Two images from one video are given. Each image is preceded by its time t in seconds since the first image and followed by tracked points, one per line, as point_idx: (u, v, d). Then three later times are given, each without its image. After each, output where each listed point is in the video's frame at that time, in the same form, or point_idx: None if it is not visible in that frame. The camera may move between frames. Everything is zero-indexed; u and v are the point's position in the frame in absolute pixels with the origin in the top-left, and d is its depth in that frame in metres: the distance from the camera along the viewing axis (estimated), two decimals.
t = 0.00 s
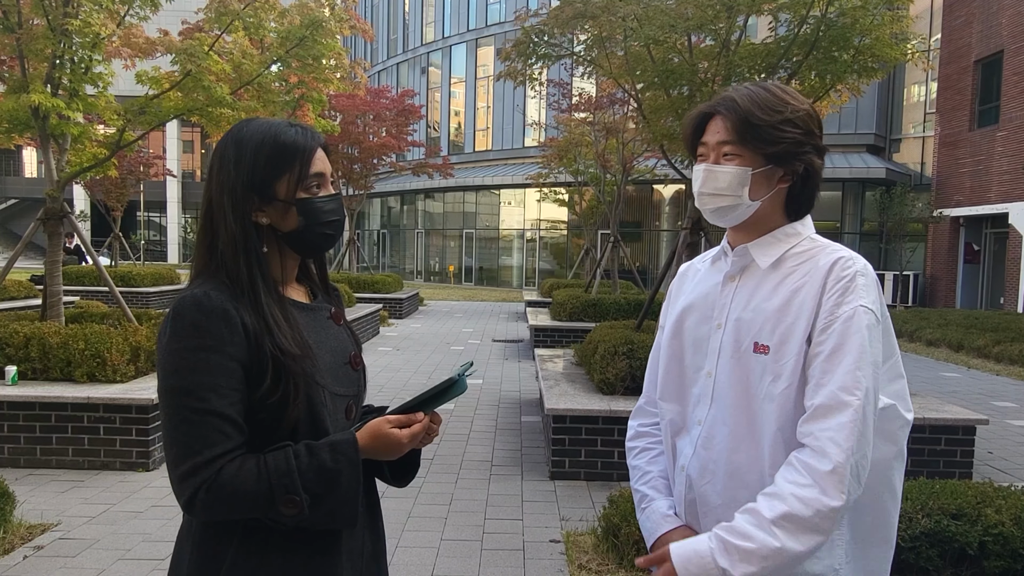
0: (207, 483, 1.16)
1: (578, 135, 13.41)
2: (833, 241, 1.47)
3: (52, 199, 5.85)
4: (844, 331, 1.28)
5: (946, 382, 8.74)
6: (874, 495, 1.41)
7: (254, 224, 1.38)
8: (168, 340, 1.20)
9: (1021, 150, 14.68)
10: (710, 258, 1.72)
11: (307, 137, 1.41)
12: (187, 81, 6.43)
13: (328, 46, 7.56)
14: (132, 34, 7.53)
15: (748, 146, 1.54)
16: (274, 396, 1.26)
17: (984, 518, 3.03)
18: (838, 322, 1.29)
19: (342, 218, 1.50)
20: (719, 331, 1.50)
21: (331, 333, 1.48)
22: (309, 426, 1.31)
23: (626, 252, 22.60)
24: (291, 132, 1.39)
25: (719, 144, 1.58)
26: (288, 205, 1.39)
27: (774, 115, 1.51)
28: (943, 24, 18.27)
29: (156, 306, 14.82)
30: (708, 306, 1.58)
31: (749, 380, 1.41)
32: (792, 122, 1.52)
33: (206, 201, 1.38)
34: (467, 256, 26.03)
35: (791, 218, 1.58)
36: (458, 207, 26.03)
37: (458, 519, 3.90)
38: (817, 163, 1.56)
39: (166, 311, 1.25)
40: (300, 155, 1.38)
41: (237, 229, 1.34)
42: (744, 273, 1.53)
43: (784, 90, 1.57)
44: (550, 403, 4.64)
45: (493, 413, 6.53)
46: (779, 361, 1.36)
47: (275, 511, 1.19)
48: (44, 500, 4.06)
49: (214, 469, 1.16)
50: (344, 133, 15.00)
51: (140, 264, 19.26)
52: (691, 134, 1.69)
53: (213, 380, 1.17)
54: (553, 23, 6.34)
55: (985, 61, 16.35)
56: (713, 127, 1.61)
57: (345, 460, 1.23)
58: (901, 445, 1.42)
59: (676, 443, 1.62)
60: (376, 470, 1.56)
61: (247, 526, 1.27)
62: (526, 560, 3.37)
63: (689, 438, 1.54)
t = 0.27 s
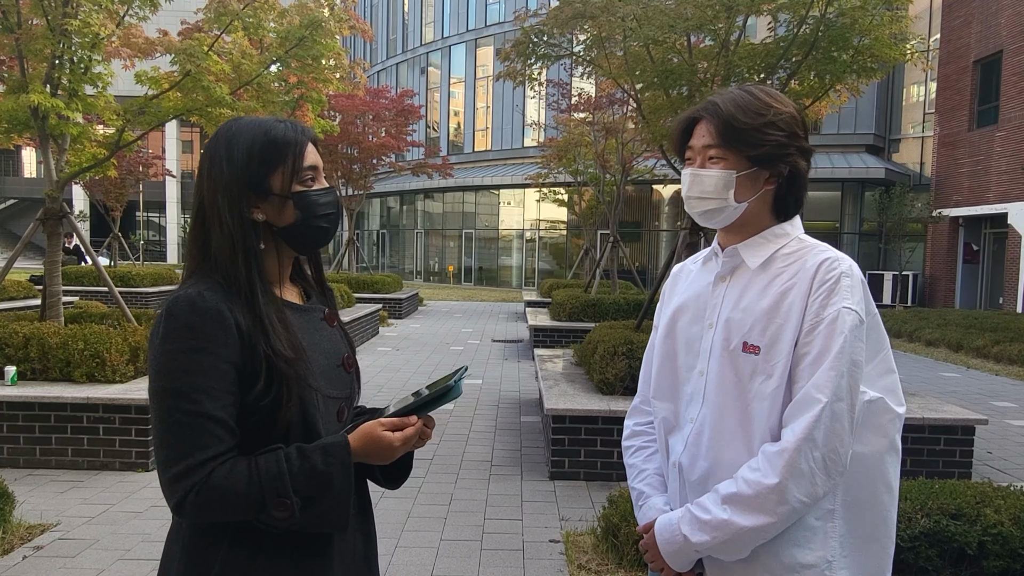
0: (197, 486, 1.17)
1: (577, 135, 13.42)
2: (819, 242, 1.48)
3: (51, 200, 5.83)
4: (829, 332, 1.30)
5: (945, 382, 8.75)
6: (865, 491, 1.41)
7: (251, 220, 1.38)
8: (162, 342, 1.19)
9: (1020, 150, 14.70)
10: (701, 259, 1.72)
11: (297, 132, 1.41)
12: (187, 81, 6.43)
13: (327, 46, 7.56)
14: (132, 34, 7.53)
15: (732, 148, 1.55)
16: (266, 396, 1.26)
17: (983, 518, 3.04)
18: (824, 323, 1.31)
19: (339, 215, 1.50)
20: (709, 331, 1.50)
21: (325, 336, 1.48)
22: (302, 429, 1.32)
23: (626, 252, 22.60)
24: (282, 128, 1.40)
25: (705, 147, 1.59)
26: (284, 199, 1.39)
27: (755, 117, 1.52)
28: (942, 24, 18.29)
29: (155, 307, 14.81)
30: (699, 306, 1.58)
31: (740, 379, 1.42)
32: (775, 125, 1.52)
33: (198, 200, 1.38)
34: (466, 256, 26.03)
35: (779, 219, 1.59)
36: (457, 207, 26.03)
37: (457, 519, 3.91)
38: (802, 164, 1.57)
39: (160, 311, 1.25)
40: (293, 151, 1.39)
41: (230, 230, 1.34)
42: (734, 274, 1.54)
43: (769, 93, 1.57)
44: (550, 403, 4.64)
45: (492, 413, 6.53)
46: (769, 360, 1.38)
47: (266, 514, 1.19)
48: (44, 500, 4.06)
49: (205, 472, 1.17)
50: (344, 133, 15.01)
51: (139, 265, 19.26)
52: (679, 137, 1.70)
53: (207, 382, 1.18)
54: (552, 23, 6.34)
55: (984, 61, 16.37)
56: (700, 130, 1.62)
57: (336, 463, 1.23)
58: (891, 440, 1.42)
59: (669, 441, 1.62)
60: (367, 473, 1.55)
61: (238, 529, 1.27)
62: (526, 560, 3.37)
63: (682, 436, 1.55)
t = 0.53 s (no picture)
0: (179, 493, 1.17)
1: (576, 135, 13.43)
2: (812, 243, 1.49)
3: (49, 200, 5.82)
4: (820, 331, 1.32)
5: (944, 383, 8.75)
6: (853, 489, 1.41)
7: (239, 227, 1.38)
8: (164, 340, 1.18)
9: (1019, 150, 14.72)
10: (696, 260, 1.72)
11: (271, 131, 1.41)
12: (186, 81, 6.42)
13: (326, 46, 7.56)
14: (131, 34, 7.53)
15: (734, 150, 1.55)
16: (264, 411, 1.27)
17: (982, 518, 3.04)
18: (816, 323, 1.33)
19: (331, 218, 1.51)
20: (703, 330, 1.51)
21: (315, 341, 1.49)
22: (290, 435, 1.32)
23: (625, 253, 22.61)
24: (265, 132, 1.40)
25: (706, 148, 1.59)
26: (272, 199, 1.39)
27: (757, 122, 1.53)
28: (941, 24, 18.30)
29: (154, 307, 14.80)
30: (692, 306, 1.58)
31: (733, 378, 1.43)
32: (774, 130, 1.54)
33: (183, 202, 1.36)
34: (466, 257, 26.04)
35: (773, 221, 1.59)
36: (456, 207, 26.03)
37: (456, 520, 3.91)
38: (798, 168, 1.58)
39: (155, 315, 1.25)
40: (274, 152, 1.39)
41: (219, 235, 1.33)
42: (728, 274, 1.54)
43: (765, 98, 1.59)
44: (549, 404, 4.64)
45: (491, 414, 6.53)
46: (762, 359, 1.38)
47: (245, 520, 1.19)
48: (43, 501, 4.06)
49: (188, 481, 1.17)
50: (343, 133, 15.01)
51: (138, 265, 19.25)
52: (677, 139, 1.70)
53: (199, 384, 1.18)
54: (552, 23, 6.34)
55: (983, 62, 16.39)
56: (700, 132, 1.61)
57: (317, 470, 1.23)
58: (879, 438, 1.42)
59: (663, 439, 1.62)
60: (347, 484, 1.56)
61: (219, 534, 1.27)
62: (525, 560, 3.37)
63: (675, 433, 1.55)
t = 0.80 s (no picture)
0: (169, 476, 1.16)
1: (576, 135, 13.44)
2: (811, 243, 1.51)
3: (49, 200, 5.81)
4: (832, 327, 1.34)
5: (944, 383, 8.76)
6: (852, 481, 1.42)
7: (213, 231, 1.40)
8: (144, 337, 1.22)
9: (1019, 150, 14.72)
10: (688, 259, 1.71)
11: (239, 138, 1.43)
12: (186, 81, 6.42)
13: (326, 46, 7.55)
14: (131, 34, 7.52)
15: (744, 152, 1.56)
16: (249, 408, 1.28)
17: (981, 518, 3.04)
18: (826, 320, 1.35)
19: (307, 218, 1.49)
20: (705, 329, 1.50)
21: (308, 346, 1.49)
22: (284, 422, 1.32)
23: (625, 253, 22.61)
24: (227, 139, 1.42)
25: (715, 150, 1.58)
26: (242, 200, 1.40)
27: (766, 125, 1.55)
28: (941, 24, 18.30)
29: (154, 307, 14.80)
30: (694, 305, 1.57)
31: (742, 376, 1.42)
32: (780, 132, 1.57)
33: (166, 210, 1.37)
34: (466, 257, 26.04)
35: (767, 221, 1.62)
36: (456, 207, 26.03)
37: (455, 520, 3.90)
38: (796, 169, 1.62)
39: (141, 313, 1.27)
40: (237, 153, 1.41)
41: (192, 241, 1.35)
42: (729, 274, 1.54)
43: (764, 102, 1.61)
44: (548, 404, 4.64)
45: (491, 414, 6.53)
46: (771, 356, 1.40)
47: (233, 485, 1.15)
48: (43, 501, 4.06)
49: (173, 466, 1.16)
50: (343, 134, 15.01)
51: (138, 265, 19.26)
52: (678, 142, 1.68)
53: (189, 378, 1.20)
54: (551, 23, 6.35)
55: (983, 62, 16.39)
56: (705, 133, 1.60)
57: (291, 415, 1.20)
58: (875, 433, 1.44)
59: (664, 439, 1.60)
60: (344, 483, 1.58)
61: (208, 527, 1.27)
62: (525, 561, 3.37)
63: (680, 433, 1.53)
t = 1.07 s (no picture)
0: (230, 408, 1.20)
1: (576, 135, 13.44)
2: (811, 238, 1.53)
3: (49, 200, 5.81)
4: (846, 314, 1.36)
5: (944, 382, 8.76)
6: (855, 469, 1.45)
7: (208, 231, 1.45)
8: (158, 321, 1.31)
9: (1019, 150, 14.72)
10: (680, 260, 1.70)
11: (244, 143, 1.46)
12: (186, 81, 6.42)
13: (325, 46, 7.54)
14: (131, 34, 7.52)
15: (750, 153, 1.56)
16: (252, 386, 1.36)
17: (982, 518, 3.03)
18: (838, 308, 1.37)
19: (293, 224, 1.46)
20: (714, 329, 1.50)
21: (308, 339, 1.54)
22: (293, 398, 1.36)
23: (625, 253, 22.62)
24: (234, 144, 1.45)
25: (722, 154, 1.56)
26: (236, 206, 1.44)
27: (765, 126, 1.57)
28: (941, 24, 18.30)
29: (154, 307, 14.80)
30: (699, 305, 1.56)
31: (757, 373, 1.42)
32: (774, 131, 1.60)
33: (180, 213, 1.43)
34: (465, 257, 26.05)
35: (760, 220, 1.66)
36: (456, 207, 26.04)
37: (456, 520, 3.90)
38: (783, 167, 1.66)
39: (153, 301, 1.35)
40: (237, 159, 1.44)
41: (200, 238, 1.43)
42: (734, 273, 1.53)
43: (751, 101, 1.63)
44: (549, 404, 4.64)
45: (491, 414, 6.52)
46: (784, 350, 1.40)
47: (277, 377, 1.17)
48: (42, 501, 4.06)
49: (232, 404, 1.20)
50: (343, 134, 15.01)
51: (138, 266, 19.26)
52: (680, 145, 1.63)
53: (206, 342, 1.26)
54: (551, 23, 6.35)
55: (983, 62, 16.39)
56: (708, 136, 1.57)
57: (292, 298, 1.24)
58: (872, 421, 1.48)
59: (674, 441, 1.58)
60: (349, 469, 1.62)
61: (214, 503, 1.33)
62: (525, 560, 3.37)
63: (692, 436, 1.52)
